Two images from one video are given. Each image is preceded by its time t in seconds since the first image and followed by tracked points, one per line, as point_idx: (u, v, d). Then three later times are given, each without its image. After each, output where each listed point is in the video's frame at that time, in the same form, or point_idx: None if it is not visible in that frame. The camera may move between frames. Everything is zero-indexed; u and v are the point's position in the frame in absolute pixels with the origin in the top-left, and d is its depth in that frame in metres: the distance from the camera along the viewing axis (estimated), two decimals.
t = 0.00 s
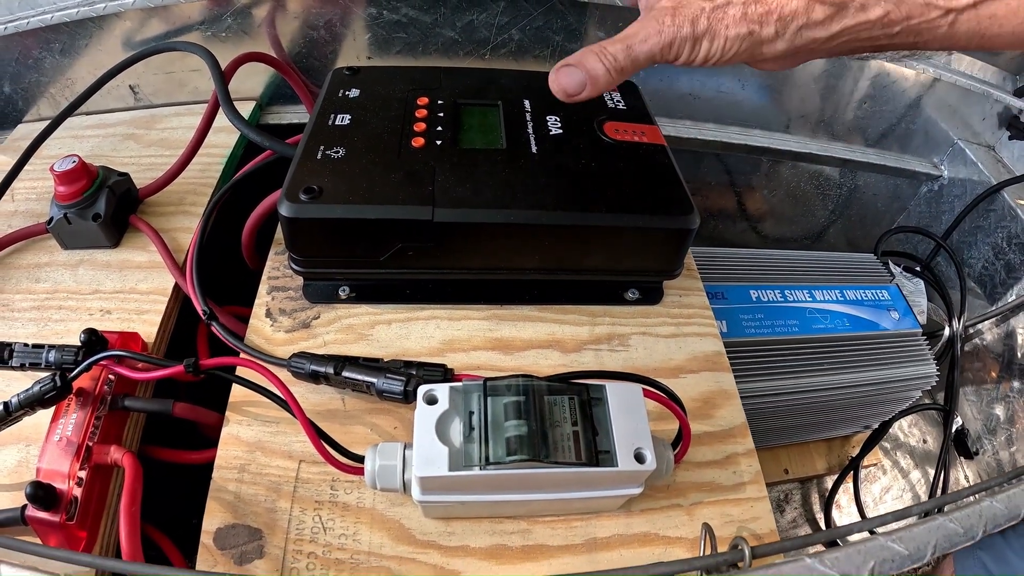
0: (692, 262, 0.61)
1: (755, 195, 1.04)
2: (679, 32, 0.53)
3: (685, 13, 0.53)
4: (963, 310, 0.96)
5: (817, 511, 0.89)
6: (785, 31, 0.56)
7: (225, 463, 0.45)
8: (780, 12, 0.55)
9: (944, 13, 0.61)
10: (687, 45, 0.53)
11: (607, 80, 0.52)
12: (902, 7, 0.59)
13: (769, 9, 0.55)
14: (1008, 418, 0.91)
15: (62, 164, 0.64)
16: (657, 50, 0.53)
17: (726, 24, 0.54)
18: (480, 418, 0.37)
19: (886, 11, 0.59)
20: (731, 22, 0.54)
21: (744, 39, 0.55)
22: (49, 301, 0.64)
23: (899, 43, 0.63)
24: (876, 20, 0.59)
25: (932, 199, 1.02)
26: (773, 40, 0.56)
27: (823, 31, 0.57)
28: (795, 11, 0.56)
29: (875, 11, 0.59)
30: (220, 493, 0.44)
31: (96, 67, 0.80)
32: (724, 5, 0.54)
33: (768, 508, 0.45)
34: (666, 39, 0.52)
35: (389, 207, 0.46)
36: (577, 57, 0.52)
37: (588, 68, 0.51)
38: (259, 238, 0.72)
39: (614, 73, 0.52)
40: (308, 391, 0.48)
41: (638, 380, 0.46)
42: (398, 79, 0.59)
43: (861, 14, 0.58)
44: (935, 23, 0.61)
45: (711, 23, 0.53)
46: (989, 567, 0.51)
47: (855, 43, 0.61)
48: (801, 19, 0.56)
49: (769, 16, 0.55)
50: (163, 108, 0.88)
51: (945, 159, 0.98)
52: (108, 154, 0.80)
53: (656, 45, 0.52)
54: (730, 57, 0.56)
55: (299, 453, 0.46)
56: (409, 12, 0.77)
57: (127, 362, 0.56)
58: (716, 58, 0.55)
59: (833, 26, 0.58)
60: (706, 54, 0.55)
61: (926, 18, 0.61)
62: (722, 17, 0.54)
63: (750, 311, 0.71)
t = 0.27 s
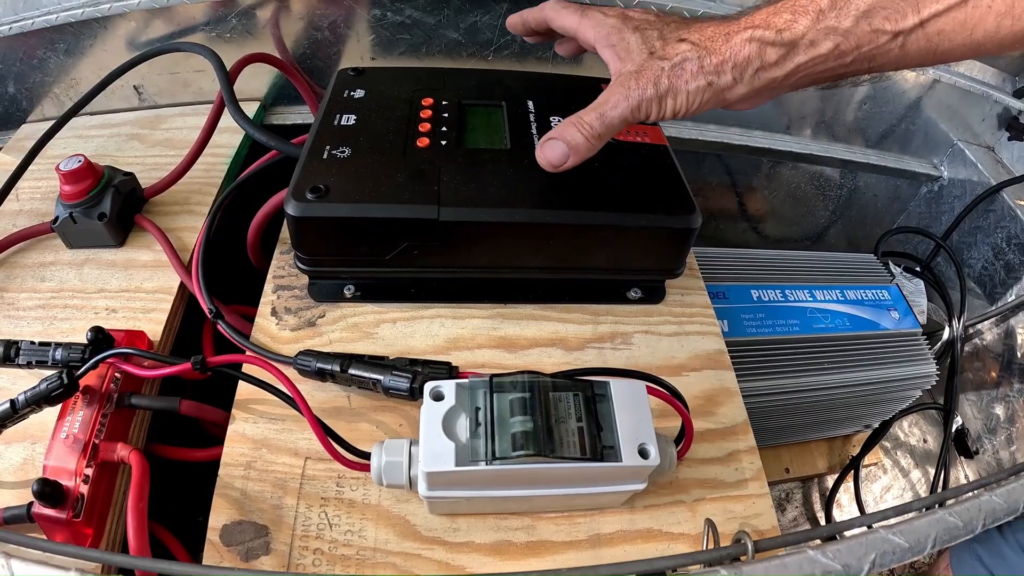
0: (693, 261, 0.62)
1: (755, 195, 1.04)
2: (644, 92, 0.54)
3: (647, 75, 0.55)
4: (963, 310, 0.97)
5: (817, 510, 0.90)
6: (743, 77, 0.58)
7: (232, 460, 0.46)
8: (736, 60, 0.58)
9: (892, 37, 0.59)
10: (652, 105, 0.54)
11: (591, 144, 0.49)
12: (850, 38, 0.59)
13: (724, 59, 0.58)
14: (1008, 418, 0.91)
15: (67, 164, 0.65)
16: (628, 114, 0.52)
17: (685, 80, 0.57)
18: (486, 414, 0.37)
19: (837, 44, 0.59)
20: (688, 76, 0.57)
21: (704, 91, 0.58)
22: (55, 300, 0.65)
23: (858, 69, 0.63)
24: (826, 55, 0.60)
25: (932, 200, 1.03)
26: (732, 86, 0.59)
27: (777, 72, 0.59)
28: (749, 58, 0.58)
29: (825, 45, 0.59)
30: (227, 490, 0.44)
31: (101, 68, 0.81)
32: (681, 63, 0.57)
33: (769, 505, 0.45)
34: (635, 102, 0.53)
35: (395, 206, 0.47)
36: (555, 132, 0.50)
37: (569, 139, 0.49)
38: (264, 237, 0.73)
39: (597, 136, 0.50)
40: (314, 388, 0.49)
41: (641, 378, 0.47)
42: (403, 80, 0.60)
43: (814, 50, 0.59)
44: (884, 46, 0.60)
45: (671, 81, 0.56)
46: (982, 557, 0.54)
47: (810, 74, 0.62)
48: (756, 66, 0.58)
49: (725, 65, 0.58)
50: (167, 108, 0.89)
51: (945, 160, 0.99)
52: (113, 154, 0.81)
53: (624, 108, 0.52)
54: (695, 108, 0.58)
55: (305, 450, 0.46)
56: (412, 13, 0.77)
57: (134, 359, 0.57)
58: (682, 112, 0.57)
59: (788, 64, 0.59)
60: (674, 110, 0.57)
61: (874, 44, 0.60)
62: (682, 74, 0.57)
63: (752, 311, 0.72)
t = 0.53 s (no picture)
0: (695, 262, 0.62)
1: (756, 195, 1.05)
2: (660, 131, 0.53)
3: (660, 116, 0.55)
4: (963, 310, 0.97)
5: (818, 509, 0.90)
6: (750, 114, 0.60)
7: (239, 458, 0.46)
8: (741, 99, 0.59)
9: (889, 67, 0.59)
10: (668, 143, 0.53)
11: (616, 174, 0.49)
12: (848, 72, 0.59)
13: (731, 99, 0.59)
14: (1007, 418, 0.92)
15: (73, 164, 0.65)
16: (646, 152, 0.51)
17: (697, 120, 0.57)
18: (492, 411, 0.37)
19: (835, 79, 0.60)
20: (700, 115, 0.58)
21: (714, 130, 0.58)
22: (60, 299, 0.66)
23: (860, 99, 0.63)
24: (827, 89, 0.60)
25: (932, 200, 1.03)
26: (739, 124, 0.60)
27: (780, 109, 0.61)
28: (755, 96, 0.59)
29: (825, 81, 0.60)
30: (234, 488, 0.45)
31: (105, 69, 0.81)
32: (692, 104, 0.58)
33: (771, 503, 0.46)
34: (652, 140, 0.52)
35: (401, 206, 0.47)
36: (576, 168, 0.49)
37: (590, 175, 0.48)
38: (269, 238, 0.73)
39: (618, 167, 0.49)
40: (320, 387, 0.49)
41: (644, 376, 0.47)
42: (408, 82, 0.60)
43: (815, 85, 0.60)
44: (881, 76, 0.60)
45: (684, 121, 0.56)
46: (977, 552, 0.56)
47: (813, 108, 0.62)
48: (762, 102, 0.60)
49: (732, 103, 0.59)
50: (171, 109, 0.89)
51: (944, 161, 0.99)
52: (117, 155, 0.81)
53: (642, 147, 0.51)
54: (705, 147, 0.59)
55: (312, 448, 0.47)
56: (416, 15, 0.78)
57: (141, 359, 0.57)
58: (694, 150, 0.57)
59: (789, 101, 0.60)
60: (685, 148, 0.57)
61: (872, 75, 0.60)
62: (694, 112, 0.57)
63: (753, 311, 0.72)
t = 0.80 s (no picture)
0: (695, 263, 0.63)
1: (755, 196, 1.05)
2: (657, 132, 0.53)
3: (658, 117, 0.56)
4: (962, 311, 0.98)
5: (817, 509, 0.90)
6: (746, 113, 0.60)
7: (242, 458, 0.46)
8: (736, 99, 0.60)
9: (882, 60, 0.59)
10: (666, 144, 0.53)
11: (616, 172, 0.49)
12: (841, 68, 0.60)
13: (727, 100, 0.60)
14: (1006, 418, 0.92)
15: (77, 166, 0.66)
16: (644, 154, 0.52)
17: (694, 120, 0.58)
18: (494, 412, 0.38)
19: (829, 75, 0.60)
20: (696, 115, 0.58)
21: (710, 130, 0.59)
22: (64, 301, 0.66)
23: (855, 93, 0.63)
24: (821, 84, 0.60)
25: (931, 201, 1.04)
26: (736, 124, 0.61)
27: (776, 107, 0.61)
28: (750, 95, 0.60)
29: (818, 77, 0.60)
30: (237, 488, 0.45)
31: (107, 71, 0.82)
32: (689, 105, 0.58)
33: (770, 502, 0.46)
34: (650, 142, 0.52)
35: (403, 209, 0.48)
36: (576, 170, 0.50)
37: (590, 177, 0.49)
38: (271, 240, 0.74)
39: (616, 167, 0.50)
40: (323, 388, 0.49)
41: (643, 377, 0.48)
42: (409, 85, 0.61)
43: (809, 82, 0.60)
44: (874, 70, 0.60)
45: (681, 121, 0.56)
46: (975, 551, 0.56)
47: (809, 105, 0.63)
48: (757, 102, 0.60)
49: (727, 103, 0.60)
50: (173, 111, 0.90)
51: (943, 163, 1.00)
52: (119, 156, 0.82)
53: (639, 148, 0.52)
54: (702, 148, 0.59)
55: (315, 448, 0.47)
56: (417, 18, 0.78)
57: (145, 359, 0.58)
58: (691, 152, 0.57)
59: (785, 99, 0.61)
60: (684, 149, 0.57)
61: (865, 69, 0.60)
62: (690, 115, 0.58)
63: (752, 312, 0.73)
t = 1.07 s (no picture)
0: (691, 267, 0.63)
1: (752, 199, 1.06)
2: (657, 134, 0.54)
3: (657, 119, 0.56)
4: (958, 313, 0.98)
5: (814, 511, 0.91)
6: (745, 110, 0.60)
7: (240, 462, 0.47)
8: (734, 97, 0.60)
9: (876, 50, 0.59)
10: (667, 145, 0.54)
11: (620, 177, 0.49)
12: (836, 60, 0.60)
13: (725, 98, 0.60)
14: (1003, 420, 0.93)
15: (76, 171, 0.66)
16: (645, 157, 0.52)
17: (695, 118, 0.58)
18: (490, 417, 0.38)
19: (824, 67, 0.60)
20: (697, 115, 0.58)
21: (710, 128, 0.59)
22: (63, 305, 0.67)
23: (850, 85, 0.63)
24: (817, 75, 0.61)
25: (929, 204, 1.04)
26: (736, 120, 0.61)
27: (773, 102, 0.61)
28: (747, 92, 0.60)
29: (814, 71, 0.60)
30: (236, 492, 0.45)
31: (105, 74, 0.82)
32: (687, 107, 0.58)
33: (765, 505, 0.47)
34: (650, 144, 0.53)
35: (400, 215, 0.48)
36: (577, 176, 0.50)
37: (592, 183, 0.49)
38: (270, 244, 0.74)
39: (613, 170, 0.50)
40: (321, 392, 0.50)
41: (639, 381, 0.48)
42: (406, 89, 0.61)
43: (805, 76, 0.60)
44: (869, 61, 0.60)
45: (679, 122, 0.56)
46: (969, 552, 0.56)
47: (805, 98, 0.63)
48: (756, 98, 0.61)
49: (726, 101, 0.60)
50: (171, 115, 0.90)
51: (940, 165, 1.00)
52: (118, 160, 0.82)
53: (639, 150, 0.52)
54: (703, 147, 0.59)
55: (312, 453, 0.48)
56: (415, 22, 0.79)
57: (144, 364, 0.58)
58: (691, 152, 0.58)
59: (781, 94, 0.61)
60: (684, 149, 0.58)
61: (860, 61, 0.60)
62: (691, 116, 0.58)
63: (749, 315, 0.73)
